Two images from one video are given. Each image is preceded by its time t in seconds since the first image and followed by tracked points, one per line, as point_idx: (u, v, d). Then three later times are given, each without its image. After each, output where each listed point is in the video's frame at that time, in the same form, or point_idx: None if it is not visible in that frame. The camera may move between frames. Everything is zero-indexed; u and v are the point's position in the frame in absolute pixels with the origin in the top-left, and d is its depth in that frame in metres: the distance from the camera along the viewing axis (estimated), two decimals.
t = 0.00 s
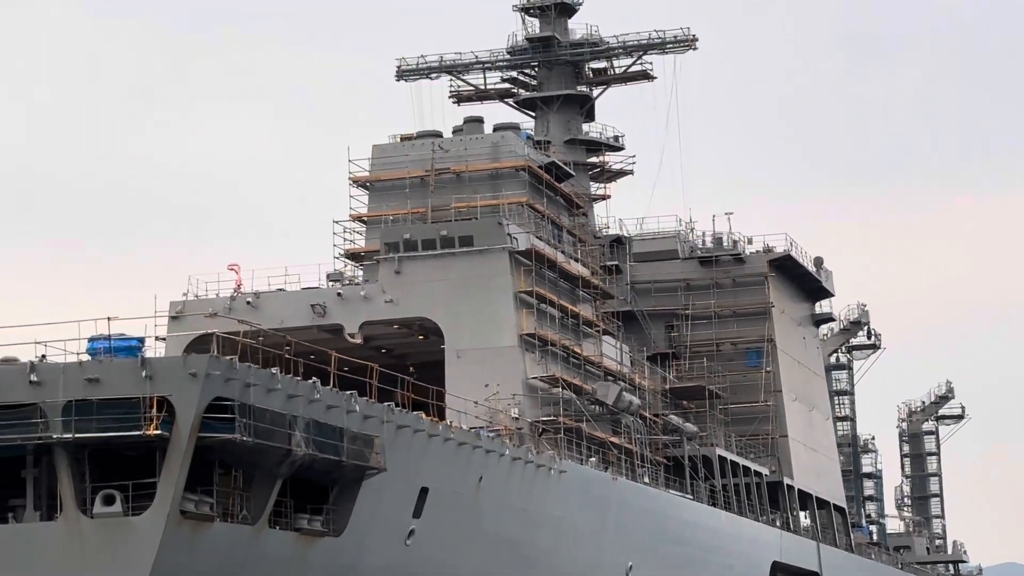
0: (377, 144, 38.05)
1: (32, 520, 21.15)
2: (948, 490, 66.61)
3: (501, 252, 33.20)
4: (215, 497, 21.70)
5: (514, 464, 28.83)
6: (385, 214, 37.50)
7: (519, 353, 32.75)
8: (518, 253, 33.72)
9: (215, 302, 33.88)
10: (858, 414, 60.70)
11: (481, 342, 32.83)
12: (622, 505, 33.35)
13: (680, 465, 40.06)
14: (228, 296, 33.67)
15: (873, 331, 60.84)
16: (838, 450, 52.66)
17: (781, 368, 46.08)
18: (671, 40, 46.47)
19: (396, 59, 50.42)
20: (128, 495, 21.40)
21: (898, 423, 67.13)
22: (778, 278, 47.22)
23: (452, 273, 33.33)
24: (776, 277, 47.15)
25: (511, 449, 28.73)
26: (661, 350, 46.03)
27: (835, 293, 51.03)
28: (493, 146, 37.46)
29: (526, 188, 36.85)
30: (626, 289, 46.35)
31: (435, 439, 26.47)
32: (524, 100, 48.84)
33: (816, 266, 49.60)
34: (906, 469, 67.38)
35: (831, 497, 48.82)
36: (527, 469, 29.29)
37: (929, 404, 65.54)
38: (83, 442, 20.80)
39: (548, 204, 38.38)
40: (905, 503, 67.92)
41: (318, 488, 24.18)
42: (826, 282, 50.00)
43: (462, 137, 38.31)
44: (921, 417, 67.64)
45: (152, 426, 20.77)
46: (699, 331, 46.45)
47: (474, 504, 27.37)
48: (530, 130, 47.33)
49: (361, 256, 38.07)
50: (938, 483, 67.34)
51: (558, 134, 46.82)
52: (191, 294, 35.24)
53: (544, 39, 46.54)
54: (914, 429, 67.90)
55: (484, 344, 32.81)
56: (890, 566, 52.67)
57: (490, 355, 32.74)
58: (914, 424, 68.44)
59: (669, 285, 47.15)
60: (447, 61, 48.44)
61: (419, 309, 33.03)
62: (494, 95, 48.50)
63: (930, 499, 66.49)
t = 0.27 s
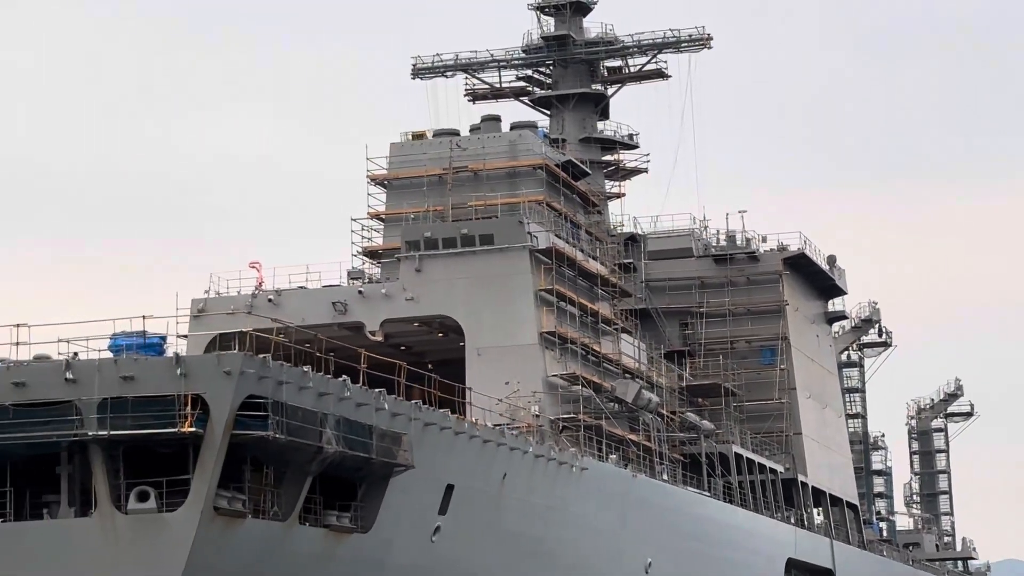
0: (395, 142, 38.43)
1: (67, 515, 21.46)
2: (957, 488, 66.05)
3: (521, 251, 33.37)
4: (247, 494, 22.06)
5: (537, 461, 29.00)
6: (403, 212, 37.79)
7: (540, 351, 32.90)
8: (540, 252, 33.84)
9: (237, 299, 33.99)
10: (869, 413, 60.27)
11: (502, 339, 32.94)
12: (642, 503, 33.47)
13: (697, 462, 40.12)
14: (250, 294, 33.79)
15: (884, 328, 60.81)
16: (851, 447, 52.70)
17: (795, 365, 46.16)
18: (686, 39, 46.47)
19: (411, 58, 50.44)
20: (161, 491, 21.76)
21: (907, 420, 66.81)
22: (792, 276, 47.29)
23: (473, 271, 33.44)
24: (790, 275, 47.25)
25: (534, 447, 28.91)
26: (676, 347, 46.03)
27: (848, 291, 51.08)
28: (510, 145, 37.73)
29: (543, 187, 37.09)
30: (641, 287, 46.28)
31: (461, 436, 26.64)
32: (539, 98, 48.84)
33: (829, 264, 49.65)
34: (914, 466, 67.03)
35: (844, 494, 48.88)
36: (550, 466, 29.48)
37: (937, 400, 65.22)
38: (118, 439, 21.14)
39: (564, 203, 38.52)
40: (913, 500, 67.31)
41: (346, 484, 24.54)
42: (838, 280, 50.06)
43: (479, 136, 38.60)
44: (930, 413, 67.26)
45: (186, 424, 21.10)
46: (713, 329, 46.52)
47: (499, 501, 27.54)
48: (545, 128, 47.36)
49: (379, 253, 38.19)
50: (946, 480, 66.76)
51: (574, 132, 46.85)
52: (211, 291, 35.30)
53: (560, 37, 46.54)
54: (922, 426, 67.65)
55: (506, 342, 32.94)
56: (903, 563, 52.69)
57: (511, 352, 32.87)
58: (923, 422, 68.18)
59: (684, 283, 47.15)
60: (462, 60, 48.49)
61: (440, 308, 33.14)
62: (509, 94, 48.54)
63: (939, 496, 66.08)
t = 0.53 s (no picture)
0: (412, 140, 38.56)
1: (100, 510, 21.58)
2: (967, 485, 65.23)
3: (541, 249, 33.52)
4: (278, 489, 22.19)
5: (559, 458, 29.13)
6: (421, 209, 37.91)
7: (559, 348, 32.99)
8: (559, 249, 33.91)
9: (258, 296, 34.36)
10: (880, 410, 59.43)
11: (520, 336, 33.07)
12: (660, 499, 33.54)
13: (714, 459, 40.16)
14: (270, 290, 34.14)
15: (895, 325, 60.57)
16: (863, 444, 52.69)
17: (808, 363, 46.24)
18: (701, 38, 46.49)
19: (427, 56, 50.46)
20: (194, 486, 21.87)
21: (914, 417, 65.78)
22: (805, 274, 47.33)
23: (493, 269, 33.56)
24: (803, 273, 47.29)
25: (557, 443, 29.04)
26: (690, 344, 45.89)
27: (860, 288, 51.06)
28: (527, 143, 37.82)
29: (559, 184, 37.17)
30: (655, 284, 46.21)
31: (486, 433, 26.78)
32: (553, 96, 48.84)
33: (842, 262, 49.66)
34: (922, 462, 66.08)
35: (856, 491, 48.89)
36: (572, 463, 29.60)
37: (945, 397, 64.61)
38: (152, 435, 21.22)
39: (581, 201, 38.58)
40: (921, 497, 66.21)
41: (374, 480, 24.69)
42: (852, 278, 50.06)
43: (496, 134, 38.71)
44: (938, 410, 66.20)
45: (220, 421, 21.19)
46: (727, 326, 46.54)
47: (522, 497, 27.68)
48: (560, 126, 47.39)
49: (396, 250, 38.32)
50: (955, 477, 65.85)
51: (588, 130, 46.87)
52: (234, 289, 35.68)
53: (575, 36, 46.55)
54: (932, 423, 66.06)
55: (525, 339, 33.07)
56: (914, 560, 52.64)
57: (531, 349, 32.96)
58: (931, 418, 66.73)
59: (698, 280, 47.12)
60: (478, 58, 48.52)
61: (460, 305, 33.31)
62: (524, 92, 48.56)
63: (947, 492, 65.27)
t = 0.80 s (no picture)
0: (429, 137, 38.59)
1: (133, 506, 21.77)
2: (974, 482, 65.11)
3: (561, 246, 33.68)
4: (309, 485, 22.46)
5: (581, 454, 29.30)
6: (440, 207, 38.03)
7: (578, 345, 33.12)
8: (578, 247, 34.01)
9: (278, 294, 34.70)
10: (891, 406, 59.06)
11: (539, 334, 33.17)
12: (679, 496, 33.65)
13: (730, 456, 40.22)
14: (290, 288, 34.47)
15: (905, 322, 60.43)
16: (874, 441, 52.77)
17: (822, 360, 46.37)
18: (715, 36, 46.51)
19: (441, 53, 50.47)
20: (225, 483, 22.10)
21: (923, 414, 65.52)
22: (819, 272, 47.41)
23: (513, 266, 33.69)
24: (816, 271, 47.37)
25: (578, 440, 29.23)
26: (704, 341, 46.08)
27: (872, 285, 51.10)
28: (543, 141, 37.88)
29: (576, 182, 37.23)
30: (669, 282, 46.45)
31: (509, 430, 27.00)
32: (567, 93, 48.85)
33: (854, 259, 49.71)
34: (931, 459, 65.77)
35: (868, 488, 48.97)
36: (593, 459, 29.78)
37: (953, 394, 64.39)
38: (186, 431, 21.40)
39: (597, 199, 38.66)
40: (930, 493, 65.97)
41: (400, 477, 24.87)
42: (864, 275, 50.11)
43: (513, 132, 38.75)
44: (948, 407, 66.17)
45: (253, 417, 21.47)
46: (741, 323, 46.60)
47: (545, 493, 27.88)
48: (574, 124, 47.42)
49: (413, 247, 38.52)
50: (963, 473, 65.66)
51: (602, 128, 46.91)
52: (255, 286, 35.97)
53: (589, 34, 46.55)
54: (939, 420, 65.95)
55: (544, 336, 33.18)
56: (925, 557, 52.67)
57: (551, 347, 33.10)
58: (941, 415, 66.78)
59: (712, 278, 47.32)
60: (492, 55, 48.55)
61: (480, 302, 33.44)
62: (539, 89, 48.57)
63: (955, 490, 65.03)
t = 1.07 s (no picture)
0: (445, 134, 38.55)
1: (165, 501, 22.48)
2: (983, 478, 65.00)
3: (580, 245, 33.66)
4: (339, 481, 23.10)
5: (603, 452, 29.61)
6: (459, 204, 37.97)
7: (596, 343, 33.24)
8: (596, 244, 34.09)
9: (298, 291, 34.40)
10: (900, 402, 58.94)
11: (559, 331, 33.28)
12: (697, 493, 33.86)
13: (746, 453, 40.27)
14: (311, 285, 34.23)
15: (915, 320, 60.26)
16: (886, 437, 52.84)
17: (835, 357, 46.46)
18: (729, 35, 46.54)
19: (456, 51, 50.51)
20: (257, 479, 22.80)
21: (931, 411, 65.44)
22: (831, 269, 47.48)
23: (532, 264, 33.75)
24: (829, 269, 47.45)
25: (599, 437, 29.56)
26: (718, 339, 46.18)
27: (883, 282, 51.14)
28: (559, 139, 37.93)
29: (592, 180, 37.26)
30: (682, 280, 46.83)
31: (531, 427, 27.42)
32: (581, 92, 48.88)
33: (867, 257, 49.77)
34: (939, 455, 65.68)
35: (880, 484, 49.08)
36: (614, 456, 30.09)
37: (963, 391, 64.19)
38: (217, 428, 22.06)
39: (613, 197, 38.77)
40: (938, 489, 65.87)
41: (426, 473, 25.49)
42: (876, 272, 50.16)
43: (529, 130, 38.72)
44: (956, 403, 66.09)
45: (285, 414, 22.13)
46: (754, 321, 46.69)
47: (566, 489, 28.26)
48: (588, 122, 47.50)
49: (430, 245, 38.46)
50: (971, 470, 65.50)
51: (616, 126, 46.95)
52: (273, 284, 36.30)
53: (603, 32, 46.57)
54: (948, 417, 65.83)
55: (563, 334, 33.28)
56: (936, 553, 52.75)
57: (570, 345, 33.21)
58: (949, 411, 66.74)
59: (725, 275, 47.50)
60: (506, 53, 48.58)
61: (499, 300, 33.52)
62: (553, 87, 48.62)
63: (964, 486, 64.90)
